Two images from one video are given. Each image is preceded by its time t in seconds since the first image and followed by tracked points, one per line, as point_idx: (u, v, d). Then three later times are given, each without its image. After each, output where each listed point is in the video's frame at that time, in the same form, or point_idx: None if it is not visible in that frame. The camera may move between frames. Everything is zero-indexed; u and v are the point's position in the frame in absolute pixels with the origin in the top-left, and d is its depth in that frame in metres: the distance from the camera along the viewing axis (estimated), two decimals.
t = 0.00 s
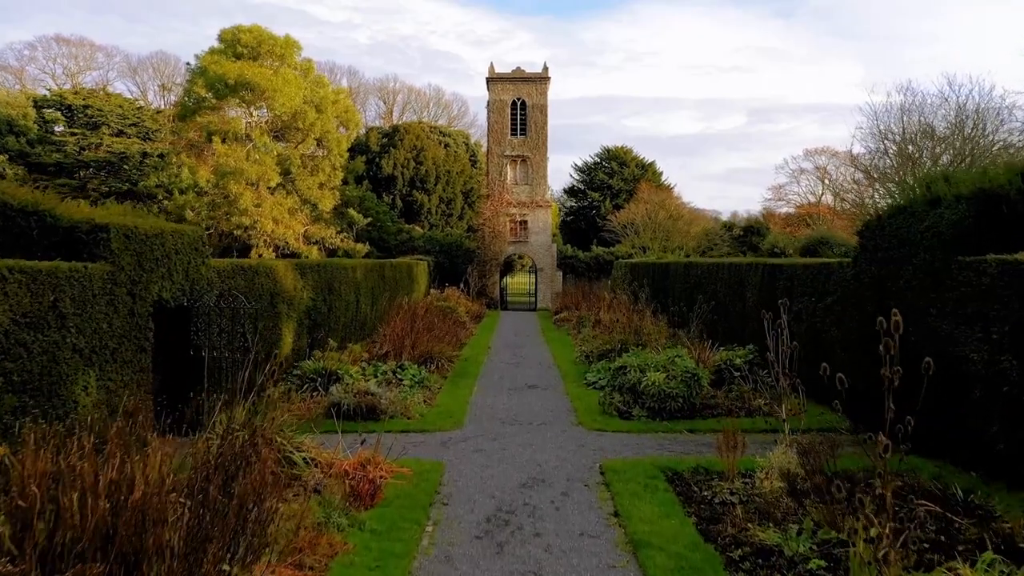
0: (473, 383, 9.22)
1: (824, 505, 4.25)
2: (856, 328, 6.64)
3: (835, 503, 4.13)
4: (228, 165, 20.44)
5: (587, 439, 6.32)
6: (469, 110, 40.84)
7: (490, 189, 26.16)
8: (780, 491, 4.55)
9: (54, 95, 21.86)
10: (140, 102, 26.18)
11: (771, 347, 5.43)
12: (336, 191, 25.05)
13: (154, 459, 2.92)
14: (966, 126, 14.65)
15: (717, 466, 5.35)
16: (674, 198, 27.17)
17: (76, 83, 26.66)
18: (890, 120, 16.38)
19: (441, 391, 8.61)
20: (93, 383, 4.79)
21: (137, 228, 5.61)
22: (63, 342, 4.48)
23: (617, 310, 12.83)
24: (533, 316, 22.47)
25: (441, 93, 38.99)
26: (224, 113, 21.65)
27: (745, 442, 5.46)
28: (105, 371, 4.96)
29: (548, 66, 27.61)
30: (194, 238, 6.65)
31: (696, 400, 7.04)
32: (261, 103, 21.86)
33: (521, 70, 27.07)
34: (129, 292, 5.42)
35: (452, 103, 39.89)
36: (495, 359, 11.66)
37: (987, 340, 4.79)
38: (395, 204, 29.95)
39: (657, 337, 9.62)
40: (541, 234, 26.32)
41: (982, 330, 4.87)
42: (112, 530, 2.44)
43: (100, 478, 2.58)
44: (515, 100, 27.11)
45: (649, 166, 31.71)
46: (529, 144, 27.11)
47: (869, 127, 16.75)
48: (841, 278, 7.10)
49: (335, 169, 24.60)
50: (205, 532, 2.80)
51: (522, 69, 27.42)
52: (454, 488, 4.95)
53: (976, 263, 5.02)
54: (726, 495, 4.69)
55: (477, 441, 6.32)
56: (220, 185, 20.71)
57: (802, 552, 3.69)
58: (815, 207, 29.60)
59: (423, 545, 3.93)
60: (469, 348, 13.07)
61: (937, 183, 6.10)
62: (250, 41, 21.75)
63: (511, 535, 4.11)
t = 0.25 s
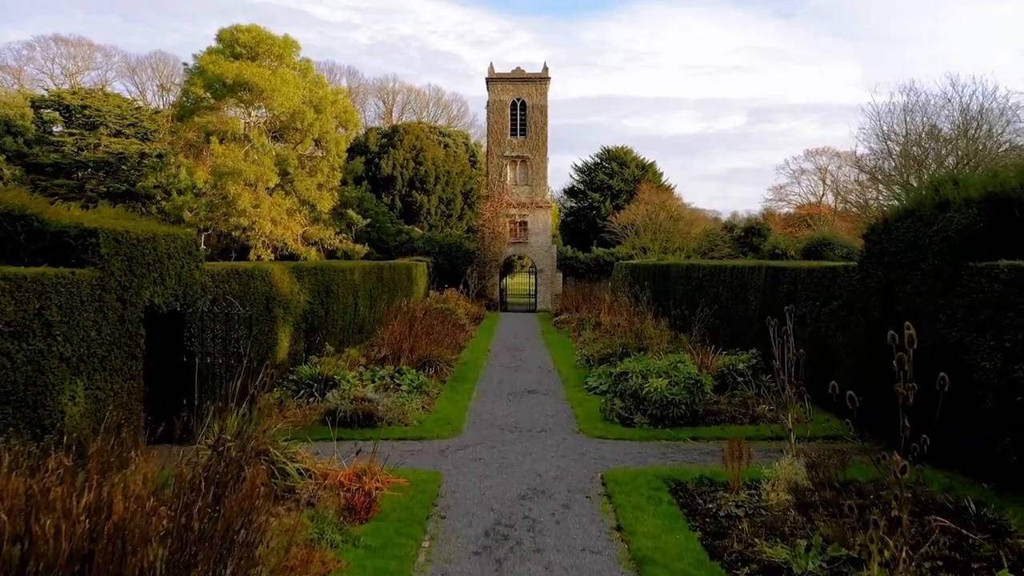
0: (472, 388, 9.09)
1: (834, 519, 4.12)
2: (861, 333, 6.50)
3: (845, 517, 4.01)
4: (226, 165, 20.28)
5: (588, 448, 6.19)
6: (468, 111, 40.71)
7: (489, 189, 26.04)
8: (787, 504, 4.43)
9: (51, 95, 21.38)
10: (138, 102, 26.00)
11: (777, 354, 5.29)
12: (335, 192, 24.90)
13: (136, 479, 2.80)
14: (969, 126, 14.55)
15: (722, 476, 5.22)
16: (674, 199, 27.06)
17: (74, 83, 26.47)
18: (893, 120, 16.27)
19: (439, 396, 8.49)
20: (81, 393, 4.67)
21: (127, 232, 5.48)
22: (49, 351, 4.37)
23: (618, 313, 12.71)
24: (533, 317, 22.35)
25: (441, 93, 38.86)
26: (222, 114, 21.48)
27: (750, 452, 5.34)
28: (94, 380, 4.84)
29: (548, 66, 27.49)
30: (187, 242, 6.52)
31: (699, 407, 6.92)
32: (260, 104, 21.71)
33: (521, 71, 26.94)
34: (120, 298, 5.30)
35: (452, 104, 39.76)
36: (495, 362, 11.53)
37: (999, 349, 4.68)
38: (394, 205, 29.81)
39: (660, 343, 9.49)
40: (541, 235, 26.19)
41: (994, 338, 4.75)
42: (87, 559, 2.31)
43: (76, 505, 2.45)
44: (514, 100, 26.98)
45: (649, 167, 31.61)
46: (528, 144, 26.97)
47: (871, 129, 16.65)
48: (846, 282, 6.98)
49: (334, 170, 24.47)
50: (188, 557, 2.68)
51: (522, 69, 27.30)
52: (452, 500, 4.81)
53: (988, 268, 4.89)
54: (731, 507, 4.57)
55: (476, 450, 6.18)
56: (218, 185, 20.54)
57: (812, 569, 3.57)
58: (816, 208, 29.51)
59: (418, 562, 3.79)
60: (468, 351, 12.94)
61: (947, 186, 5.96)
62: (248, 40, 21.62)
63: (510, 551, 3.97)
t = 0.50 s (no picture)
0: (471, 393, 8.97)
1: (844, 535, 3.99)
2: (868, 338, 6.38)
3: (856, 533, 3.88)
4: (223, 166, 20.15)
5: (589, 456, 6.05)
6: (468, 111, 40.59)
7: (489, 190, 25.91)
8: (796, 518, 4.31)
9: (49, 95, 21.38)
10: (137, 102, 25.88)
11: (784, 362, 5.15)
12: (334, 193, 24.76)
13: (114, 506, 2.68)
14: (972, 127, 14.44)
15: (727, 486, 5.10)
16: (674, 199, 26.93)
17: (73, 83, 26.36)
18: (896, 121, 16.15)
19: (438, 402, 8.36)
20: (68, 403, 4.53)
21: (118, 237, 5.35)
22: (34, 361, 4.24)
23: (619, 316, 12.58)
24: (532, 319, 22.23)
25: (440, 93, 38.74)
26: (220, 114, 21.34)
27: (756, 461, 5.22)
28: (82, 389, 4.70)
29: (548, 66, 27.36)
30: (181, 246, 6.39)
31: (702, 413, 6.80)
32: (258, 104, 21.57)
33: (521, 71, 26.81)
34: (110, 305, 5.17)
35: (451, 104, 39.64)
36: (494, 366, 11.40)
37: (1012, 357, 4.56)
38: (394, 206, 29.69)
39: (661, 348, 9.37)
40: (541, 236, 26.06)
41: (1006, 346, 4.64)
42: None
43: (48, 534, 2.32)
44: (514, 100, 26.85)
45: (649, 167, 31.49)
46: (528, 145, 26.83)
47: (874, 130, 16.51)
48: (852, 287, 6.85)
49: (332, 170, 24.35)
50: None
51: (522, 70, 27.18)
52: (450, 513, 4.68)
53: (1001, 274, 4.76)
54: (737, 521, 4.44)
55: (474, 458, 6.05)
56: (215, 186, 20.40)
57: None
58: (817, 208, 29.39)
59: None
60: (467, 354, 12.82)
61: (958, 188, 5.83)
62: (247, 40, 21.50)
63: (508, 568, 3.84)
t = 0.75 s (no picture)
0: (470, 398, 8.84)
1: (855, 551, 3.86)
2: (875, 345, 6.26)
3: (868, 551, 3.74)
4: (222, 166, 20.02)
5: (590, 466, 5.92)
6: (468, 111, 40.46)
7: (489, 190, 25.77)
8: (804, 532, 4.18)
9: (47, 95, 21.27)
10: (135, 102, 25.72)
11: (791, 370, 5.02)
12: (333, 194, 24.63)
13: (88, 543, 2.61)
14: (976, 127, 14.32)
15: (734, 497, 4.97)
16: (675, 200, 26.81)
17: (72, 83, 26.17)
18: (899, 121, 16.03)
19: (437, 407, 8.23)
20: (55, 414, 4.40)
21: (108, 242, 5.22)
22: (19, 371, 4.12)
23: (620, 320, 12.45)
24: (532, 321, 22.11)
25: (440, 93, 38.61)
26: (219, 114, 21.18)
27: (764, 472, 5.10)
28: (70, 399, 4.57)
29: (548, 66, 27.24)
30: (174, 250, 6.25)
31: (705, 420, 6.66)
32: (256, 104, 21.43)
33: (521, 71, 26.67)
34: (99, 312, 5.04)
35: (451, 104, 39.51)
36: (494, 370, 11.28)
37: None
38: (393, 206, 29.56)
39: (663, 353, 9.25)
40: (541, 238, 25.91)
41: None
42: None
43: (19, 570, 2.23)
44: (514, 100, 26.72)
45: (650, 168, 31.36)
46: (528, 145, 26.68)
47: (878, 130, 16.40)
48: (858, 291, 6.72)
49: (331, 171, 24.23)
50: None
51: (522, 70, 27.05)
52: (447, 526, 4.55)
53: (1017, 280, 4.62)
54: (744, 535, 4.32)
55: (473, 467, 5.92)
56: (214, 186, 20.27)
57: None
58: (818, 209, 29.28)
59: None
60: (467, 357, 12.70)
61: (969, 189, 5.68)
62: (245, 40, 21.38)
63: None
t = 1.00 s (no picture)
0: (469, 403, 8.72)
1: (866, 570, 3.74)
2: (882, 351, 6.14)
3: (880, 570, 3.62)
4: (219, 167, 19.86)
5: (591, 476, 5.80)
6: (468, 111, 40.36)
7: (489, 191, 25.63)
8: (812, 548, 4.07)
9: (45, 95, 21.16)
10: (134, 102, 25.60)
11: (797, 379, 4.88)
12: (332, 194, 24.51)
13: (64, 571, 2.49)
14: (980, 128, 14.21)
15: (739, 509, 4.86)
16: (675, 201, 26.70)
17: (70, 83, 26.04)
18: (902, 121, 15.92)
19: (435, 413, 8.10)
20: (41, 425, 4.29)
21: (98, 247, 5.09)
22: (3, 382, 4.00)
23: (621, 323, 12.33)
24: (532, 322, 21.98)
25: (440, 93, 38.51)
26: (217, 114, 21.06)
27: (770, 484, 4.98)
28: (57, 410, 4.45)
29: (548, 66, 27.11)
30: (167, 255, 6.12)
31: (709, 428, 6.54)
32: (255, 104, 21.30)
33: (521, 71, 26.55)
34: (89, 320, 4.91)
35: (451, 104, 39.40)
36: (493, 374, 11.15)
37: None
38: (392, 207, 29.44)
39: (665, 358, 9.13)
40: (541, 239, 25.78)
41: None
42: None
43: None
44: (514, 101, 26.59)
45: (650, 168, 31.25)
46: (528, 146, 26.56)
47: (881, 131, 16.29)
48: (864, 296, 6.60)
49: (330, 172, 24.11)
50: None
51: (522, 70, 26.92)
52: (446, 541, 4.42)
53: None
54: (750, 551, 4.19)
55: (471, 477, 5.80)
56: (212, 187, 20.14)
57: None
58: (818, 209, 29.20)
59: None
60: (466, 360, 12.57)
61: (978, 193, 5.56)
62: (244, 40, 21.25)
63: None
